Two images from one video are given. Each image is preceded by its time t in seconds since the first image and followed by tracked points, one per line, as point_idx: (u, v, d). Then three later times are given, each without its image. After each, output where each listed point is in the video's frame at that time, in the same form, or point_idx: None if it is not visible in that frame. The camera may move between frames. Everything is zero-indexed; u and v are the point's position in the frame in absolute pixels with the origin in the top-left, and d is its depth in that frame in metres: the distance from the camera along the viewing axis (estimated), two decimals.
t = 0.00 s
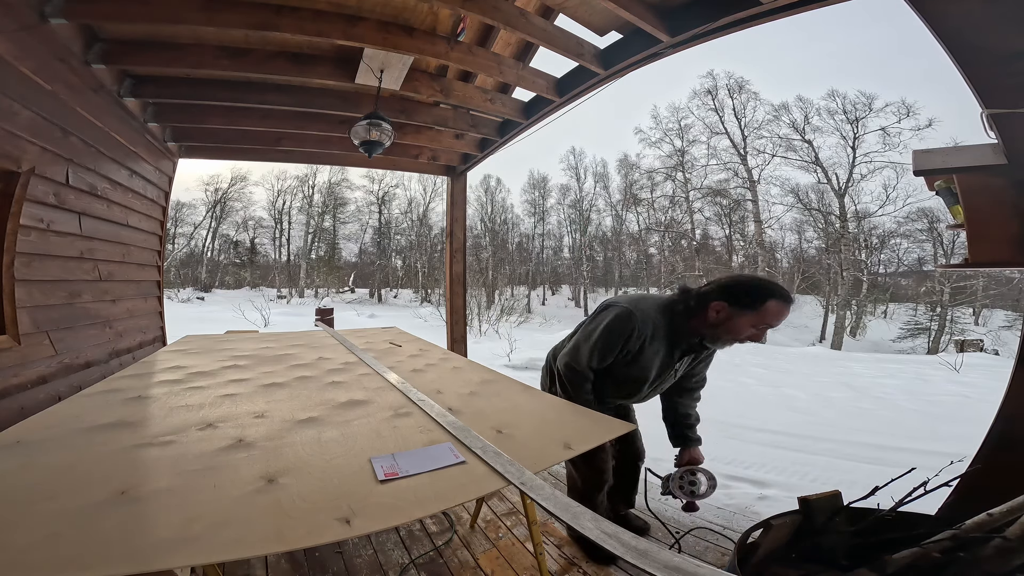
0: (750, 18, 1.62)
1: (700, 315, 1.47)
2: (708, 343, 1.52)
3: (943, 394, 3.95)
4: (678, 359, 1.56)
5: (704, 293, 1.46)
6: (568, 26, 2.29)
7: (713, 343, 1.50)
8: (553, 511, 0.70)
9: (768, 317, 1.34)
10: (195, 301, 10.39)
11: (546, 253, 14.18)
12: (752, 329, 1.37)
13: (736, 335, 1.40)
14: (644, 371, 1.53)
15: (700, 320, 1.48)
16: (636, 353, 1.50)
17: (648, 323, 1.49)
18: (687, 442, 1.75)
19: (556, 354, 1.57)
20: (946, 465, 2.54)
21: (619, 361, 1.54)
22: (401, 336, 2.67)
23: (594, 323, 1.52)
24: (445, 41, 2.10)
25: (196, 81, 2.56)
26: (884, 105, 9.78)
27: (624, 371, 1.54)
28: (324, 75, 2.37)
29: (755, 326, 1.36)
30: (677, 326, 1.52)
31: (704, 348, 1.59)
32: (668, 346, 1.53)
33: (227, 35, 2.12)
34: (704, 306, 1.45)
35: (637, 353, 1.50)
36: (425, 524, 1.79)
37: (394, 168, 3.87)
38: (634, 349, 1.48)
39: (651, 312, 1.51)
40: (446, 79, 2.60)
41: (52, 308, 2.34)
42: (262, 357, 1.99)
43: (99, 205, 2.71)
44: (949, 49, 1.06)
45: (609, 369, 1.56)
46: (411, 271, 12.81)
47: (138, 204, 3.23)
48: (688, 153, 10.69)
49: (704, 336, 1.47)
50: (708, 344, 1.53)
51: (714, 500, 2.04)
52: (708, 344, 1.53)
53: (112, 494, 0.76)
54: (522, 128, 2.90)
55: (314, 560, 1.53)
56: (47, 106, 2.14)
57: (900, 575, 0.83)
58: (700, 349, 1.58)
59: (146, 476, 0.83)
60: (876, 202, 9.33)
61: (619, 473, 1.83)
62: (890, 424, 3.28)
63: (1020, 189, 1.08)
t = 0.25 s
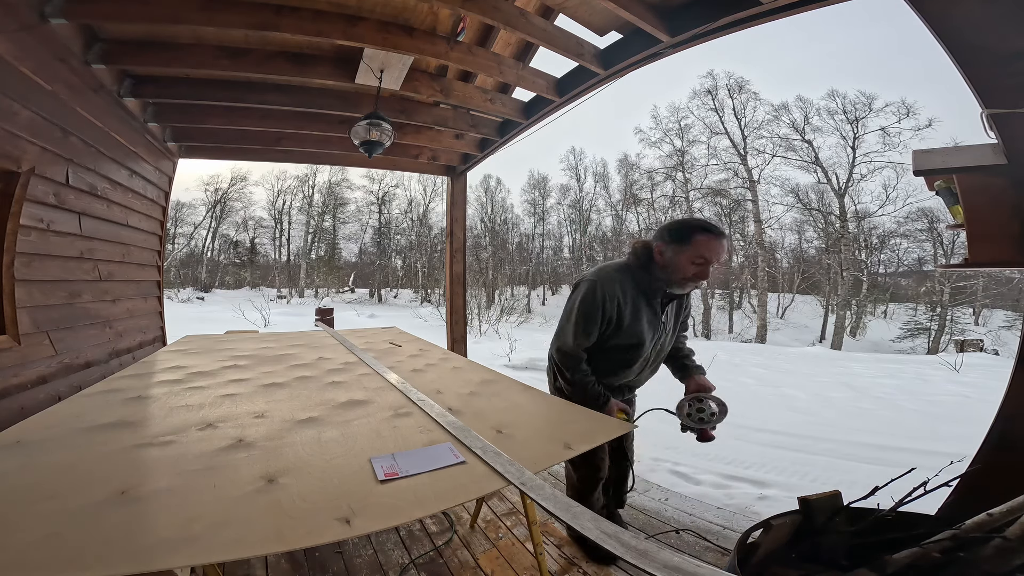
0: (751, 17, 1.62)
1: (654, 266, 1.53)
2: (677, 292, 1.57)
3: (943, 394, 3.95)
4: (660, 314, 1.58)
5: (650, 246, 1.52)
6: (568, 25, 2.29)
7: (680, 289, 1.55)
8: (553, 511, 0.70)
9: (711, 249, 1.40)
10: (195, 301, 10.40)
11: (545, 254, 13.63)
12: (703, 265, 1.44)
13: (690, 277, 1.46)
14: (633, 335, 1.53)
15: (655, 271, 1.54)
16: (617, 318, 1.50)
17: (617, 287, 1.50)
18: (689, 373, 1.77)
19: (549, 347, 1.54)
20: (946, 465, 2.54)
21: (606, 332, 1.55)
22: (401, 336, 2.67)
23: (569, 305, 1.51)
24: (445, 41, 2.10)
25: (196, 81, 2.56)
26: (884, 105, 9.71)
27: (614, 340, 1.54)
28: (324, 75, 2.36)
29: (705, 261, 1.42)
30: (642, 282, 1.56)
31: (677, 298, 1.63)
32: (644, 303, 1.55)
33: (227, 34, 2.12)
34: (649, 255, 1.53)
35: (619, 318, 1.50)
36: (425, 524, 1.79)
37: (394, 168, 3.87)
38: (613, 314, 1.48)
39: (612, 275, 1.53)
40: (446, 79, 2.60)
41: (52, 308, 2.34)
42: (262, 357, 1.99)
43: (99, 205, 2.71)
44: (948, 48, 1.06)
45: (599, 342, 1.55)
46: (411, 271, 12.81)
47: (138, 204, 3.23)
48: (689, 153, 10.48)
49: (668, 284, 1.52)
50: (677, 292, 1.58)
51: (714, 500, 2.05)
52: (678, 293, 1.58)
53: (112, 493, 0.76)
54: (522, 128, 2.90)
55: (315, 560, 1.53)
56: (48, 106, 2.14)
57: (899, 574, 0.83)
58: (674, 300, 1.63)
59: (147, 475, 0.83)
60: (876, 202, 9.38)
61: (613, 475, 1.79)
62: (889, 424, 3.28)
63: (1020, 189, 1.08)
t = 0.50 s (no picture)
0: (751, 17, 1.62)
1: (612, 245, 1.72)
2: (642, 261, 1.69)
3: (942, 394, 3.95)
4: (636, 282, 1.66)
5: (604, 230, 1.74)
6: (568, 25, 2.29)
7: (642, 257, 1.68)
8: (553, 511, 0.70)
9: (641, 211, 1.59)
10: (195, 301, 10.40)
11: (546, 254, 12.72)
12: (644, 228, 1.61)
13: (633, 244, 1.62)
14: (612, 306, 1.64)
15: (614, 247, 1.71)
16: (586, 294, 1.65)
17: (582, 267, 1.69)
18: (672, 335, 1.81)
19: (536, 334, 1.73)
20: (946, 465, 2.54)
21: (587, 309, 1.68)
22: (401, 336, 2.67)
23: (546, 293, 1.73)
24: (445, 41, 2.10)
25: (196, 81, 2.56)
26: (884, 105, 9.66)
27: (595, 313, 1.65)
28: (324, 75, 2.36)
29: (643, 222, 1.59)
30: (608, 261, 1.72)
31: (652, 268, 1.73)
32: (615, 277, 1.67)
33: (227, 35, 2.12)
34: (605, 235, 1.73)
35: (589, 294, 1.65)
36: (425, 524, 1.79)
37: (395, 168, 3.87)
38: (581, 288, 1.65)
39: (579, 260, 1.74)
40: (446, 79, 2.60)
41: (52, 308, 2.34)
42: (263, 357, 1.99)
43: (99, 205, 2.71)
44: (948, 48, 1.06)
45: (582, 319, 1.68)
46: (411, 271, 12.81)
47: (138, 204, 3.23)
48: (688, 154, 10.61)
49: (626, 255, 1.66)
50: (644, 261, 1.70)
51: (714, 500, 2.05)
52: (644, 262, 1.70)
53: (112, 493, 0.76)
54: (522, 128, 2.90)
55: (314, 560, 1.53)
56: (47, 106, 2.14)
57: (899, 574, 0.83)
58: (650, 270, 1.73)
59: (147, 475, 0.83)
60: (876, 202, 9.37)
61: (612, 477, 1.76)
62: (889, 424, 3.28)
63: (1020, 189, 1.08)
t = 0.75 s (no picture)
0: (751, 17, 1.62)
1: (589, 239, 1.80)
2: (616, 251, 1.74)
3: (942, 394, 3.95)
4: (612, 271, 1.70)
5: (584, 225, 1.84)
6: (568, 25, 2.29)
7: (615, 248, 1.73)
8: (552, 511, 0.70)
9: (600, 206, 1.66)
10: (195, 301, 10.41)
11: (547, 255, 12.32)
12: (606, 220, 1.68)
13: (599, 237, 1.69)
14: (591, 296, 1.71)
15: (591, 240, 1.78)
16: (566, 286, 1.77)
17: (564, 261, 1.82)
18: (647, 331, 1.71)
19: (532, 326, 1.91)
20: (946, 465, 2.54)
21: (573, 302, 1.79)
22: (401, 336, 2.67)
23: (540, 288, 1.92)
24: (445, 41, 2.10)
25: (196, 81, 2.56)
26: (884, 105, 9.65)
27: (573, 301, 1.74)
28: (324, 75, 2.36)
29: (603, 216, 1.66)
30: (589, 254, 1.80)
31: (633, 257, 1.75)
32: (592, 268, 1.74)
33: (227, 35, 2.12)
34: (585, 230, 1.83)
35: (568, 285, 1.76)
36: (425, 524, 1.79)
37: (395, 168, 3.87)
38: (562, 280, 1.77)
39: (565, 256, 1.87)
40: (446, 79, 2.60)
41: (52, 308, 2.34)
42: (262, 357, 1.99)
43: (99, 205, 2.71)
44: (948, 48, 1.06)
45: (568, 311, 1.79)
46: (411, 271, 12.81)
47: (138, 204, 3.23)
48: (688, 153, 10.79)
49: (599, 248, 1.73)
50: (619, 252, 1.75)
51: (714, 500, 2.05)
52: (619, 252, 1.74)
53: (112, 494, 0.75)
54: (522, 128, 2.90)
55: (314, 560, 1.53)
56: (47, 106, 2.14)
57: (899, 575, 0.83)
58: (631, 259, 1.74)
59: (147, 476, 0.83)
60: (876, 202, 9.36)
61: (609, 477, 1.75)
62: (889, 424, 3.28)
63: (1020, 189, 1.08)
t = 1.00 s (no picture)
0: (751, 17, 1.62)
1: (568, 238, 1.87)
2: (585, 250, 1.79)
3: (943, 394, 3.95)
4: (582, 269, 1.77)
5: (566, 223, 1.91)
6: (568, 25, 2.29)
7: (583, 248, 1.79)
8: (551, 511, 0.70)
9: (566, 208, 1.71)
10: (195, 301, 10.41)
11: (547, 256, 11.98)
12: (575, 222, 1.71)
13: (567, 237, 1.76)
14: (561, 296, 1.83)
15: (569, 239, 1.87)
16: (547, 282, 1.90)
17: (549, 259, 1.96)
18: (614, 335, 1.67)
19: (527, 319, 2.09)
20: (946, 465, 2.54)
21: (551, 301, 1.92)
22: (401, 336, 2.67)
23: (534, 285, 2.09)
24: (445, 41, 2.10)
25: (196, 81, 2.56)
26: (884, 105, 9.64)
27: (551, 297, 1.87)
28: (324, 75, 2.36)
29: (570, 217, 1.70)
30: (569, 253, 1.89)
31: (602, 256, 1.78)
32: (568, 267, 1.83)
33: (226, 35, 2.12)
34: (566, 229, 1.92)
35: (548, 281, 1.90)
36: (425, 524, 1.79)
37: (395, 169, 3.87)
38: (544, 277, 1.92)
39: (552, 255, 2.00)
40: (446, 79, 2.59)
41: (52, 308, 2.34)
42: (263, 357, 1.99)
43: (99, 205, 2.71)
44: (948, 48, 1.06)
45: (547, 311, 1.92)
46: (411, 271, 12.81)
47: (138, 204, 3.23)
48: (688, 153, 10.78)
49: (573, 247, 1.80)
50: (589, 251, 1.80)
51: (714, 500, 2.05)
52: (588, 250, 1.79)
53: (112, 494, 0.76)
54: (522, 128, 2.90)
55: (314, 560, 1.53)
56: (47, 106, 2.14)
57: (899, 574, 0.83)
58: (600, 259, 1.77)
59: (148, 476, 0.83)
60: (876, 202, 9.36)
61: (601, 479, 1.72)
62: (889, 424, 3.28)
63: (1020, 188, 1.08)
